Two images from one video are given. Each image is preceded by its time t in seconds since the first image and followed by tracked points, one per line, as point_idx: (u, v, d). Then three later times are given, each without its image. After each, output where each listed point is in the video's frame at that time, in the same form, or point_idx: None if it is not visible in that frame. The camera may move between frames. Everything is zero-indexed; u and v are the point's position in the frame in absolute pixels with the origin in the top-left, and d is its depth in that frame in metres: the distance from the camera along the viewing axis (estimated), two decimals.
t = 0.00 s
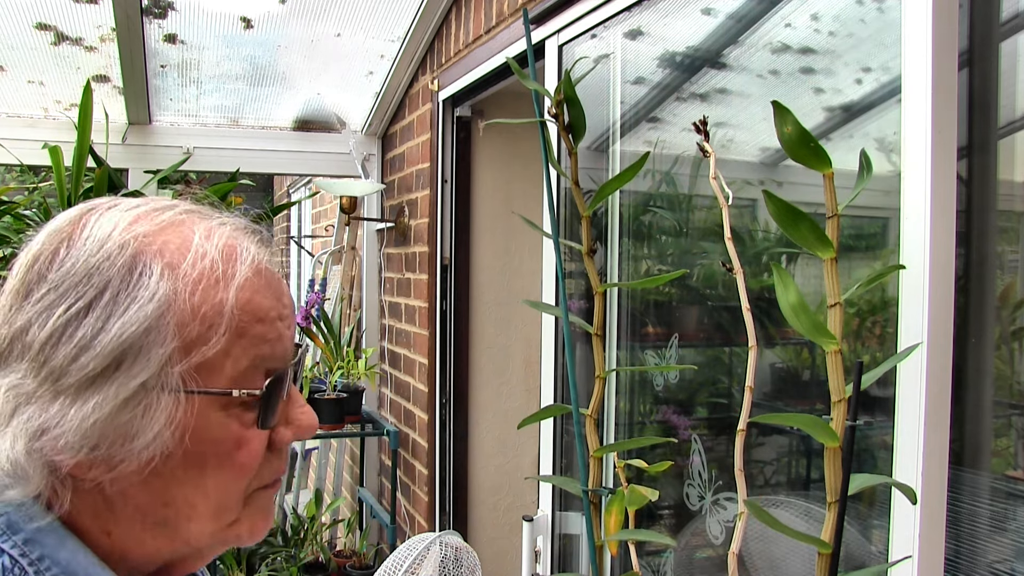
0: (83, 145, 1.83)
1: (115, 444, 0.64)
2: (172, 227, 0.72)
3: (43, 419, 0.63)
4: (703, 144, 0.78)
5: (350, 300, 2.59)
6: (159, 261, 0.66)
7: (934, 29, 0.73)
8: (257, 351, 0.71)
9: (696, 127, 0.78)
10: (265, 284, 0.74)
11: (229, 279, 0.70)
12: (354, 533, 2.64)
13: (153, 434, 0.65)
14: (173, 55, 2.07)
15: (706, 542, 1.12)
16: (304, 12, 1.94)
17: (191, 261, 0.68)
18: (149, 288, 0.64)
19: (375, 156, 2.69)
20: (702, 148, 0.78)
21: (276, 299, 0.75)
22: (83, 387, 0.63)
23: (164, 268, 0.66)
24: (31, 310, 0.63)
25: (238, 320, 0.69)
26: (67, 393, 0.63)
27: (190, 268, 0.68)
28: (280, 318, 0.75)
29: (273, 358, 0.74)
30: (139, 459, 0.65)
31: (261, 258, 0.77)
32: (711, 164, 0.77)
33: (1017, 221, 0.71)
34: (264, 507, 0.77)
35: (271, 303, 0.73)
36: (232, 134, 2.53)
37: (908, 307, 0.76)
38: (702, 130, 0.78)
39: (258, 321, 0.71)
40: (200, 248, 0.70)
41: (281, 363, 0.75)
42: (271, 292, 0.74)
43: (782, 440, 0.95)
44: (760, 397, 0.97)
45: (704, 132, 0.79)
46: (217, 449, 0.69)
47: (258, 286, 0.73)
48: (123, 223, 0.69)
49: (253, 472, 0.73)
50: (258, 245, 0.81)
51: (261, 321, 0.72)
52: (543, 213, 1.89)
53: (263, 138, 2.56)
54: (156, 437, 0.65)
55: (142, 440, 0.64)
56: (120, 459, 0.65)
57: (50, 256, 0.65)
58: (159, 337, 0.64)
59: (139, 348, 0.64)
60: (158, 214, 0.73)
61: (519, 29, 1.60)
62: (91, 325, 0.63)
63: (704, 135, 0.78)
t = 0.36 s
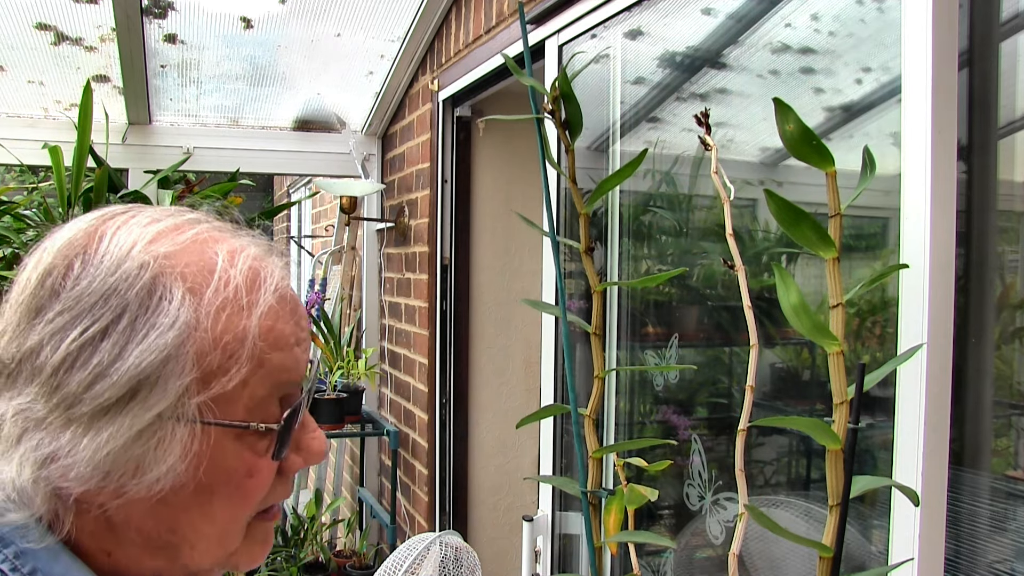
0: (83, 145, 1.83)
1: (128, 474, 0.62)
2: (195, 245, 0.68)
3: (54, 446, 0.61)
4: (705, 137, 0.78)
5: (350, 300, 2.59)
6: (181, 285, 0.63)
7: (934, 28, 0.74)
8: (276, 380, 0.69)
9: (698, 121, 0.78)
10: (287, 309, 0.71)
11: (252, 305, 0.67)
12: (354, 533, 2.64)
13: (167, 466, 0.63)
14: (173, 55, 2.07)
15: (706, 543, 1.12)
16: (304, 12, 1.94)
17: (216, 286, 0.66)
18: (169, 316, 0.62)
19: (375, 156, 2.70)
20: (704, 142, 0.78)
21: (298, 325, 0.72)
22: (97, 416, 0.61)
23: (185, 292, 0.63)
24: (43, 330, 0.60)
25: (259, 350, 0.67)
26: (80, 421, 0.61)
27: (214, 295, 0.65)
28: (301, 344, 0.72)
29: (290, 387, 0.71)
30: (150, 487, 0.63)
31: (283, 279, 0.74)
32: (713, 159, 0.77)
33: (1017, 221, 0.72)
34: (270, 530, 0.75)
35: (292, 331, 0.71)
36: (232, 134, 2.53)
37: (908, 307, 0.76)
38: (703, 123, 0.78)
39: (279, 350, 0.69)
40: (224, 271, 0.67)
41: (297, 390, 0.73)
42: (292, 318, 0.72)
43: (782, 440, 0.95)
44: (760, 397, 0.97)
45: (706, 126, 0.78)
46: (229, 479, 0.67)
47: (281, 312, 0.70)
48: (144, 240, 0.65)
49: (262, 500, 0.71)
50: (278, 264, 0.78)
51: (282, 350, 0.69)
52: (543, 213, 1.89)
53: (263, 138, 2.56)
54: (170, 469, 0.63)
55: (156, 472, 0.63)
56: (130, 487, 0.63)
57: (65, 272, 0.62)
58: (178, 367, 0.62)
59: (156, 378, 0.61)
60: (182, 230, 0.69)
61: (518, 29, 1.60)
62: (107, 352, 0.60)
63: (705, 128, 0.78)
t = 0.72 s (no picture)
0: (83, 144, 1.83)
1: (145, 521, 0.61)
2: (263, 303, 0.68)
3: (79, 485, 0.60)
4: (704, 139, 0.78)
5: (350, 300, 2.59)
6: (239, 346, 0.63)
7: (934, 28, 0.74)
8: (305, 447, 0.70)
9: (696, 123, 0.78)
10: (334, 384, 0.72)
11: (304, 380, 0.67)
12: (354, 533, 2.64)
13: (188, 520, 0.62)
14: (174, 55, 2.07)
15: (706, 542, 1.12)
16: (305, 12, 1.94)
17: (276, 355, 0.66)
18: (224, 378, 0.61)
19: (375, 156, 2.70)
20: (702, 144, 0.78)
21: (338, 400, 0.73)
22: (129, 464, 0.59)
23: (241, 355, 0.63)
24: (89, 364, 0.59)
25: (299, 424, 0.67)
26: (112, 466, 0.59)
27: (274, 366, 0.65)
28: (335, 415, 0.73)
29: (313, 457, 0.72)
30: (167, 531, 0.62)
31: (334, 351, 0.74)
32: (711, 161, 0.77)
33: (1017, 221, 0.72)
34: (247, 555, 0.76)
35: (331, 406, 0.72)
36: (233, 134, 2.53)
37: (908, 307, 0.76)
38: (702, 125, 0.78)
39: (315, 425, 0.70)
40: (287, 340, 0.67)
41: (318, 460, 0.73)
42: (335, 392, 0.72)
43: (782, 440, 0.95)
44: (760, 397, 0.97)
45: (704, 128, 0.79)
46: (239, 537, 0.67)
47: (328, 388, 0.71)
48: (212, 287, 0.64)
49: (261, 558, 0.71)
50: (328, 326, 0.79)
51: (316, 424, 0.70)
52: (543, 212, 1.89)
53: (263, 138, 2.56)
54: (191, 523, 0.63)
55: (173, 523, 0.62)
56: (147, 531, 0.62)
57: (123, 303, 0.61)
58: (222, 430, 0.61)
59: (199, 437, 0.60)
60: (253, 284, 0.69)
61: (518, 29, 1.60)
62: (156, 402, 0.58)
63: (704, 131, 0.78)
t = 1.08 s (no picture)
0: (83, 145, 1.83)
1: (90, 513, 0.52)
2: (240, 276, 0.57)
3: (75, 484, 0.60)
4: (703, 138, 0.79)
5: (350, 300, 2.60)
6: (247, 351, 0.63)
7: (934, 28, 0.74)
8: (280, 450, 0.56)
9: (696, 121, 0.79)
10: (312, 375, 0.56)
11: (281, 356, 0.55)
12: (354, 533, 2.64)
13: (142, 514, 0.52)
14: (173, 55, 2.07)
15: (706, 543, 1.11)
16: (305, 13, 1.94)
17: (240, 324, 0.54)
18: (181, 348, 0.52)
19: (375, 156, 2.70)
20: (702, 143, 0.79)
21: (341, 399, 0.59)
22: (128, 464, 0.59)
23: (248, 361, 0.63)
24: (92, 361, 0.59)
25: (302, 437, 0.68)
26: (64, 425, 0.52)
27: (238, 333, 0.54)
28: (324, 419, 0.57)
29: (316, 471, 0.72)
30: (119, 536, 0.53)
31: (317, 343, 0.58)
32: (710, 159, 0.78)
33: (1016, 222, 0.72)
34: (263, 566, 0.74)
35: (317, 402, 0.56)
36: (233, 134, 2.53)
37: (908, 306, 0.76)
38: (702, 124, 0.79)
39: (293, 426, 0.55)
40: (258, 311, 0.55)
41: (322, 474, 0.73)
42: (317, 378, 0.56)
43: (782, 440, 0.95)
44: (760, 397, 0.97)
45: (703, 126, 0.79)
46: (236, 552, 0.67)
47: (305, 374, 0.56)
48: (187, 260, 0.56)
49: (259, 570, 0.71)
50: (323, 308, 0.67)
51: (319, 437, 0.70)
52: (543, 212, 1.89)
53: (263, 137, 2.56)
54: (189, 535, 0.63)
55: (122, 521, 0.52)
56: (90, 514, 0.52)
57: (92, 277, 0.55)
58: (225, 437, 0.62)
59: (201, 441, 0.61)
60: (230, 260, 0.58)
61: (518, 29, 1.60)
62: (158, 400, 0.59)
63: (704, 130, 0.79)
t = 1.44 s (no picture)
0: (83, 145, 1.83)
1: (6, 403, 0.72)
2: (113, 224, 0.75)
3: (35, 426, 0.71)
4: (704, 139, 0.78)
5: (350, 300, 2.59)
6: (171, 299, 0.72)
7: (934, 27, 0.74)
8: (133, 344, 0.69)
9: (696, 123, 0.78)
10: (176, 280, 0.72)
11: (136, 269, 0.70)
12: (354, 533, 2.64)
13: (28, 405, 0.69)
14: (173, 55, 2.07)
15: (706, 542, 1.12)
16: (305, 12, 1.94)
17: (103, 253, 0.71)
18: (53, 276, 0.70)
19: (375, 156, 2.70)
20: (702, 144, 0.78)
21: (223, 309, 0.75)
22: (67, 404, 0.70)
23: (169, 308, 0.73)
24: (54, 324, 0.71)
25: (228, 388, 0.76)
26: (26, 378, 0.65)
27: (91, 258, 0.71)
28: (201, 325, 0.72)
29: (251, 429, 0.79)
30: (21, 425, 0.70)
31: (197, 261, 0.75)
32: (711, 160, 0.76)
33: (1017, 221, 0.72)
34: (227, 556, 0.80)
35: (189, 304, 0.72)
36: (233, 134, 2.53)
37: (908, 306, 0.76)
38: (702, 126, 0.78)
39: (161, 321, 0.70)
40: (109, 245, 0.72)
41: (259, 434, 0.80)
42: (182, 282, 0.72)
43: (782, 440, 0.95)
44: (760, 397, 0.97)
45: (704, 127, 0.78)
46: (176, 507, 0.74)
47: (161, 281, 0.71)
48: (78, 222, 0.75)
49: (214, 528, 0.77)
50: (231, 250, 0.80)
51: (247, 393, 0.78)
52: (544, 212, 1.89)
53: (263, 137, 2.56)
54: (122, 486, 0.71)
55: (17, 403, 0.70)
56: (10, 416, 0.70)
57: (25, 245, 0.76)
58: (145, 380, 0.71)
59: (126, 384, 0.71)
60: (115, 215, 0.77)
61: (518, 29, 1.60)
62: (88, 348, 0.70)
63: (704, 131, 0.78)
